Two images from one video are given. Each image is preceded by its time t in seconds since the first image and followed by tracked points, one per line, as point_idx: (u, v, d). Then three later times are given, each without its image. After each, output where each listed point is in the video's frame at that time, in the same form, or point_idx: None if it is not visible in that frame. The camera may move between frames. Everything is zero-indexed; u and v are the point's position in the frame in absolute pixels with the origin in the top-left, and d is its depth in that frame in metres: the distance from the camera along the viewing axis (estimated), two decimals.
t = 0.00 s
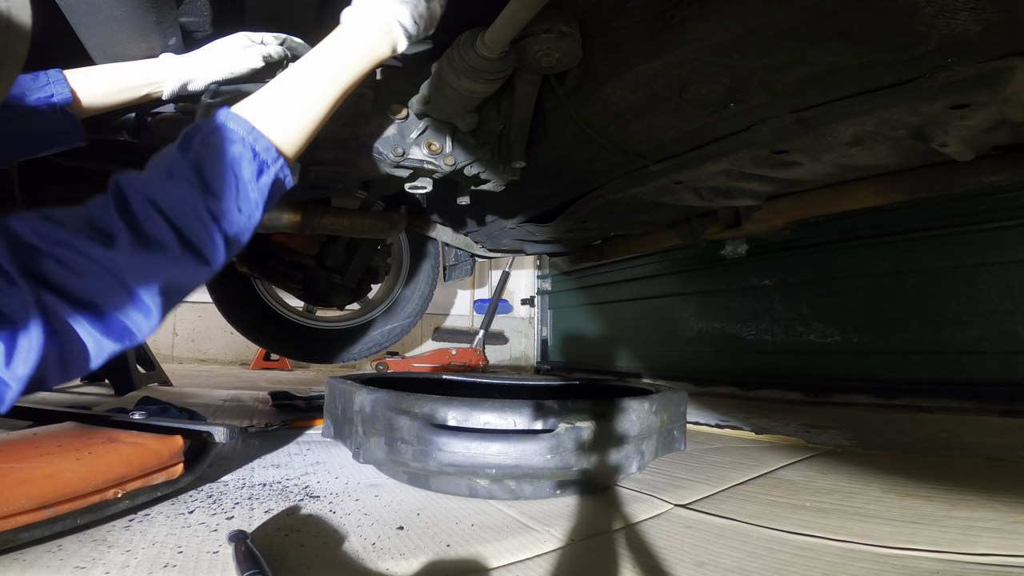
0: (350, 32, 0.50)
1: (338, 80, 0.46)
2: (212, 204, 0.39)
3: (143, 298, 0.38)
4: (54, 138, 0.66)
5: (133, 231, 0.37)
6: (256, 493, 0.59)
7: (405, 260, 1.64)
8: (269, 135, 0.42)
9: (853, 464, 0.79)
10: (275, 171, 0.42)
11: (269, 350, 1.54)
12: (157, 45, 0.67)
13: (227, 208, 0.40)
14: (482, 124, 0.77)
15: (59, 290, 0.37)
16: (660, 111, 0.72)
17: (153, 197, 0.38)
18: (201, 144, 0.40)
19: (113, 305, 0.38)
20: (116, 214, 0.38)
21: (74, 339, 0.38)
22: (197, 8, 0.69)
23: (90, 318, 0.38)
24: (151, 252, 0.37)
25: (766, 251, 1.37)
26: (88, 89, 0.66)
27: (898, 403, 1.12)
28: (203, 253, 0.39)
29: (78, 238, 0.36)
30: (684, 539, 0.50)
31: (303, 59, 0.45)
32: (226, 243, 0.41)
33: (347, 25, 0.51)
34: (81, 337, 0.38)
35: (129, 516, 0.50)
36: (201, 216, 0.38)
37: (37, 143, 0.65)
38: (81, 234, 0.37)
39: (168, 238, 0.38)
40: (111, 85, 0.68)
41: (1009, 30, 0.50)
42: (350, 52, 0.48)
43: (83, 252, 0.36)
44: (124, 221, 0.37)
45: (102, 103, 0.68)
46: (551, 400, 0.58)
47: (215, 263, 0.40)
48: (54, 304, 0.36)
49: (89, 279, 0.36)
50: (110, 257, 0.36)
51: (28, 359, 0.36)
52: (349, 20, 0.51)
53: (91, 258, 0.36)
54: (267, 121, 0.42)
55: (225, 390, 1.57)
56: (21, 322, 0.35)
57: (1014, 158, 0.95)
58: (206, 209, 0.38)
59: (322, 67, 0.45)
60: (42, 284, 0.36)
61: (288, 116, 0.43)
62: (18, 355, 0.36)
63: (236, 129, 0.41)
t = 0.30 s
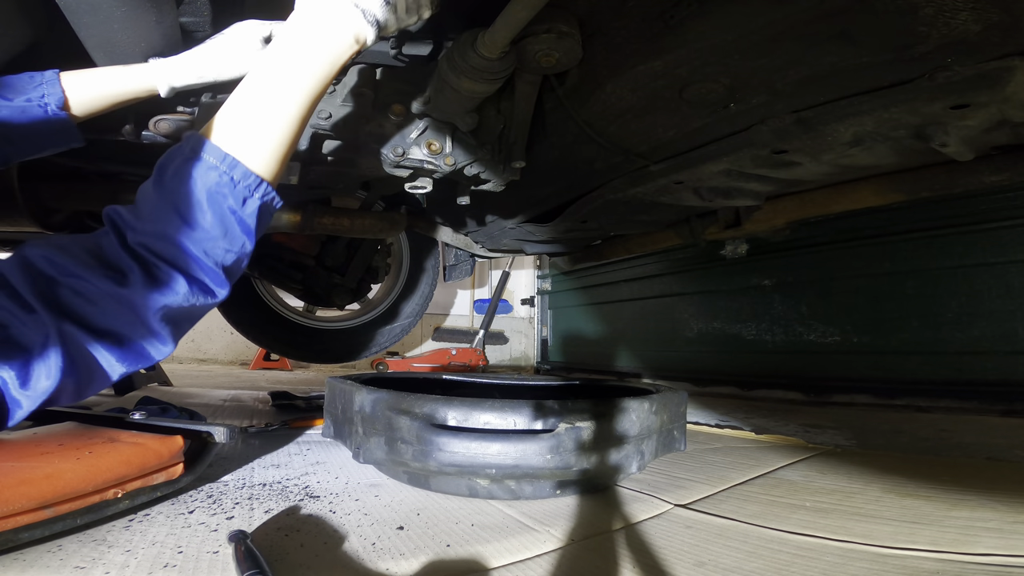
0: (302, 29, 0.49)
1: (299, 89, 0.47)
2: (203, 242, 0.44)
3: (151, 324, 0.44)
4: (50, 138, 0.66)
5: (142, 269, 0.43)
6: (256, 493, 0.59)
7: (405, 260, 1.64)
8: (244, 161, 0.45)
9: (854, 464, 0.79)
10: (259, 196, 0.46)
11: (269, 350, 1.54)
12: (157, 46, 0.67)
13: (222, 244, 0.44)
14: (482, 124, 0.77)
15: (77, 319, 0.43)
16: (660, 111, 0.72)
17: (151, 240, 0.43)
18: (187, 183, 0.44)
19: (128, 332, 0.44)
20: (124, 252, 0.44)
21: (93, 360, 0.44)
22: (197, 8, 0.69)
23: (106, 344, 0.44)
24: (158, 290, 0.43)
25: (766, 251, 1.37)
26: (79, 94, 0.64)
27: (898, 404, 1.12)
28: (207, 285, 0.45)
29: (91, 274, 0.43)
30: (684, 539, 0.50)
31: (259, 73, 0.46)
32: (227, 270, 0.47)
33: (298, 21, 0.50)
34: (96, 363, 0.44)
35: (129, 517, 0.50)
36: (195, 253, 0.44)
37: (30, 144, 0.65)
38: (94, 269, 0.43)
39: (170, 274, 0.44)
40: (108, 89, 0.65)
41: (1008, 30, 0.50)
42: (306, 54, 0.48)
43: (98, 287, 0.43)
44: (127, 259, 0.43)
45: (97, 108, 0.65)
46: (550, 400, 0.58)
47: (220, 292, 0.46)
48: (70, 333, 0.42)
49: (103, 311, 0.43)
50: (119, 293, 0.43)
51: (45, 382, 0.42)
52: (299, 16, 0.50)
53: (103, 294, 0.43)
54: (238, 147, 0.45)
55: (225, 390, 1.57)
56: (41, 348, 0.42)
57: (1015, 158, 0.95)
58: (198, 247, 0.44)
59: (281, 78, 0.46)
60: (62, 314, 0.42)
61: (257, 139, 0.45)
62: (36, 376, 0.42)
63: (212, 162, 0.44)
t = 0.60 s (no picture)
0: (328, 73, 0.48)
1: (320, 136, 0.45)
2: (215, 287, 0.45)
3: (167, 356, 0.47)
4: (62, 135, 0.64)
5: (160, 303, 0.46)
6: (256, 492, 0.59)
7: (405, 260, 1.64)
8: (260, 209, 0.44)
9: (853, 464, 0.79)
10: (275, 246, 0.45)
11: (269, 350, 1.54)
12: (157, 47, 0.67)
13: (235, 289, 0.45)
14: (482, 124, 0.77)
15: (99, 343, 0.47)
16: (659, 111, 0.72)
17: (166, 281, 0.45)
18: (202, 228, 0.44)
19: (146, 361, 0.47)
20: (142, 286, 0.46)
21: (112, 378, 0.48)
22: (197, 8, 0.67)
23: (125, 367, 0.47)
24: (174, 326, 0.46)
25: (766, 251, 1.37)
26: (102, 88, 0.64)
27: (898, 403, 1.12)
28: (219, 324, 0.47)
29: (113, 305, 0.46)
30: (684, 539, 0.50)
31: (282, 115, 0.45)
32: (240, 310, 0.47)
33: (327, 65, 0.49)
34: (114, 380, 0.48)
35: (129, 517, 0.50)
36: (207, 296, 0.45)
37: (42, 141, 0.63)
38: (116, 298, 0.47)
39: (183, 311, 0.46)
40: (129, 78, 0.65)
41: (1008, 30, 0.50)
42: (331, 98, 0.47)
43: (119, 320, 0.46)
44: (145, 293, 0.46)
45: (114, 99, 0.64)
46: (550, 400, 0.57)
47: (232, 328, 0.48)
48: (94, 356, 0.46)
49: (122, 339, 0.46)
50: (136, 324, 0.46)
51: (69, 398, 0.47)
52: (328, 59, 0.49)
53: (122, 323, 0.46)
54: (257, 197, 0.44)
55: (225, 390, 1.57)
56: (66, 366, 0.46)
57: (1014, 158, 0.95)
58: (210, 291, 0.45)
59: (302, 121, 0.45)
60: (88, 337, 0.46)
61: (275, 187, 0.44)
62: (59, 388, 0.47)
63: (226, 210, 0.43)
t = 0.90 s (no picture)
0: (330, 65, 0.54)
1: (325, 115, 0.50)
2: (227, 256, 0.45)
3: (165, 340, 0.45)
4: (62, 139, 0.66)
5: (160, 284, 0.45)
6: (256, 492, 0.59)
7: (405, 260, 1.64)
8: (273, 176, 0.47)
9: (854, 464, 0.79)
10: (286, 216, 0.48)
11: (269, 350, 1.54)
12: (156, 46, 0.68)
13: (246, 259, 0.46)
14: (482, 124, 0.77)
15: (90, 332, 0.44)
16: (659, 111, 0.72)
17: (174, 253, 0.44)
18: (217, 199, 0.45)
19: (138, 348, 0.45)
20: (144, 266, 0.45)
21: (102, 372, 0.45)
22: (196, 8, 0.67)
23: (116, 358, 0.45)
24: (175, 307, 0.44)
25: (766, 251, 1.37)
26: (93, 94, 0.64)
27: (897, 403, 1.12)
28: (224, 302, 0.46)
29: (112, 289, 0.44)
30: (684, 539, 0.50)
31: (289, 103, 0.50)
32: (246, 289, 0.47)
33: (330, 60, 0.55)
34: (103, 373, 0.45)
35: (129, 517, 0.50)
36: (218, 267, 0.45)
37: (42, 146, 0.65)
38: (114, 283, 0.45)
39: (189, 288, 0.45)
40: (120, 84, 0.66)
41: (1008, 30, 0.50)
42: (333, 90, 0.52)
43: (116, 302, 0.44)
44: (147, 272, 0.45)
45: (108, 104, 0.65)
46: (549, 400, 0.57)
47: (235, 310, 0.47)
48: (81, 347, 0.44)
49: (119, 325, 0.44)
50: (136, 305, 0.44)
51: (50, 394, 0.45)
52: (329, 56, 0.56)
53: (121, 307, 0.44)
54: (270, 165, 0.47)
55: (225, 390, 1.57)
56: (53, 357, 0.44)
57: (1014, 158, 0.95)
58: (222, 259, 0.45)
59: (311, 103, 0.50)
60: (78, 326, 0.44)
61: (286, 157, 0.48)
62: (43, 385, 0.44)
63: (245, 180, 0.46)
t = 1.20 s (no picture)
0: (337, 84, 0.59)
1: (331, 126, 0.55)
2: (237, 252, 0.47)
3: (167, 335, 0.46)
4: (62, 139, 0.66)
5: (166, 278, 0.46)
6: (256, 493, 0.59)
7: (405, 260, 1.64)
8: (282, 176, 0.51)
9: (854, 464, 0.79)
10: (293, 218, 0.51)
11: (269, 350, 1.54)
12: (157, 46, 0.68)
13: (253, 256, 0.48)
14: (482, 124, 0.77)
15: (92, 328, 0.44)
16: (659, 111, 0.72)
17: (184, 247, 0.46)
18: (230, 198, 0.48)
19: (139, 339, 0.45)
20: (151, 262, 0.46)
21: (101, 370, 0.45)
22: (196, 8, 0.67)
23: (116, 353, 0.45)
24: (179, 297, 0.46)
25: (766, 251, 1.37)
26: (93, 94, 0.64)
27: (897, 403, 1.12)
28: (227, 295, 0.48)
29: (118, 284, 0.45)
30: (684, 539, 0.50)
31: (300, 114, 0.55)
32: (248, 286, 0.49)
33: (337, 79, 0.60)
34: (104, 371, 0.46)
35: (129, 517, 0.50)
36: (227, 261, 0.47)
37: (41, 146, 0.65)
38: (118, 278, 0.45)
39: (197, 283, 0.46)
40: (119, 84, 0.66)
41: (1008, 30, 0.50)
42: (339, 105, 0.58)
43: (118, 294, 0.45)
44: (155, 268, 0.46)
45: (107, 103, 0.66)
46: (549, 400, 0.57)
47: (236, 305, 0.49)
48: (84, 344, 0.44)
49: (122, 320, 0.45)
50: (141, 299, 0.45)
51: (51, 390, 0.44)
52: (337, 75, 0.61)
53: (125, 302, 0.45)
54: (280, 166, 0.51)
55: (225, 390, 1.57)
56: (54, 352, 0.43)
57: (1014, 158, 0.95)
58: (231, 255, 0.47)
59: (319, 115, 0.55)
60: (78, 322, 0.44)
61: (295, 160, 0.52)
62: (44, 382, 0.43)
63: (258, 180, 0.49)
